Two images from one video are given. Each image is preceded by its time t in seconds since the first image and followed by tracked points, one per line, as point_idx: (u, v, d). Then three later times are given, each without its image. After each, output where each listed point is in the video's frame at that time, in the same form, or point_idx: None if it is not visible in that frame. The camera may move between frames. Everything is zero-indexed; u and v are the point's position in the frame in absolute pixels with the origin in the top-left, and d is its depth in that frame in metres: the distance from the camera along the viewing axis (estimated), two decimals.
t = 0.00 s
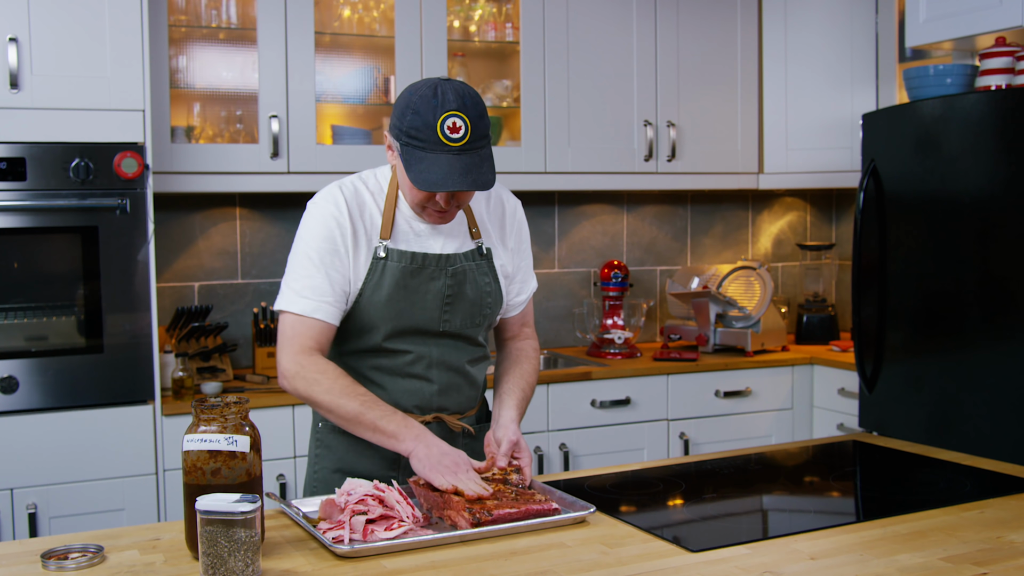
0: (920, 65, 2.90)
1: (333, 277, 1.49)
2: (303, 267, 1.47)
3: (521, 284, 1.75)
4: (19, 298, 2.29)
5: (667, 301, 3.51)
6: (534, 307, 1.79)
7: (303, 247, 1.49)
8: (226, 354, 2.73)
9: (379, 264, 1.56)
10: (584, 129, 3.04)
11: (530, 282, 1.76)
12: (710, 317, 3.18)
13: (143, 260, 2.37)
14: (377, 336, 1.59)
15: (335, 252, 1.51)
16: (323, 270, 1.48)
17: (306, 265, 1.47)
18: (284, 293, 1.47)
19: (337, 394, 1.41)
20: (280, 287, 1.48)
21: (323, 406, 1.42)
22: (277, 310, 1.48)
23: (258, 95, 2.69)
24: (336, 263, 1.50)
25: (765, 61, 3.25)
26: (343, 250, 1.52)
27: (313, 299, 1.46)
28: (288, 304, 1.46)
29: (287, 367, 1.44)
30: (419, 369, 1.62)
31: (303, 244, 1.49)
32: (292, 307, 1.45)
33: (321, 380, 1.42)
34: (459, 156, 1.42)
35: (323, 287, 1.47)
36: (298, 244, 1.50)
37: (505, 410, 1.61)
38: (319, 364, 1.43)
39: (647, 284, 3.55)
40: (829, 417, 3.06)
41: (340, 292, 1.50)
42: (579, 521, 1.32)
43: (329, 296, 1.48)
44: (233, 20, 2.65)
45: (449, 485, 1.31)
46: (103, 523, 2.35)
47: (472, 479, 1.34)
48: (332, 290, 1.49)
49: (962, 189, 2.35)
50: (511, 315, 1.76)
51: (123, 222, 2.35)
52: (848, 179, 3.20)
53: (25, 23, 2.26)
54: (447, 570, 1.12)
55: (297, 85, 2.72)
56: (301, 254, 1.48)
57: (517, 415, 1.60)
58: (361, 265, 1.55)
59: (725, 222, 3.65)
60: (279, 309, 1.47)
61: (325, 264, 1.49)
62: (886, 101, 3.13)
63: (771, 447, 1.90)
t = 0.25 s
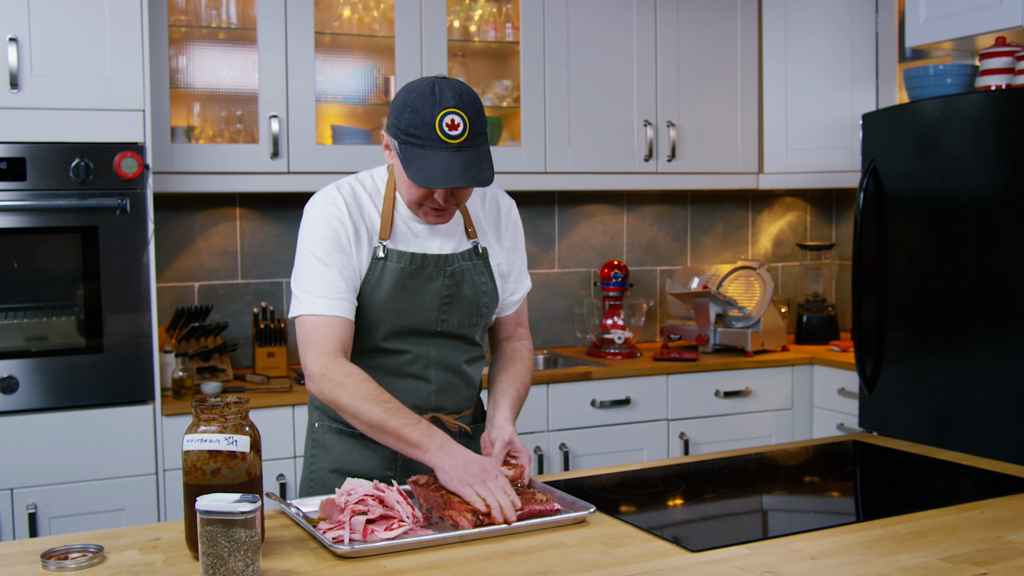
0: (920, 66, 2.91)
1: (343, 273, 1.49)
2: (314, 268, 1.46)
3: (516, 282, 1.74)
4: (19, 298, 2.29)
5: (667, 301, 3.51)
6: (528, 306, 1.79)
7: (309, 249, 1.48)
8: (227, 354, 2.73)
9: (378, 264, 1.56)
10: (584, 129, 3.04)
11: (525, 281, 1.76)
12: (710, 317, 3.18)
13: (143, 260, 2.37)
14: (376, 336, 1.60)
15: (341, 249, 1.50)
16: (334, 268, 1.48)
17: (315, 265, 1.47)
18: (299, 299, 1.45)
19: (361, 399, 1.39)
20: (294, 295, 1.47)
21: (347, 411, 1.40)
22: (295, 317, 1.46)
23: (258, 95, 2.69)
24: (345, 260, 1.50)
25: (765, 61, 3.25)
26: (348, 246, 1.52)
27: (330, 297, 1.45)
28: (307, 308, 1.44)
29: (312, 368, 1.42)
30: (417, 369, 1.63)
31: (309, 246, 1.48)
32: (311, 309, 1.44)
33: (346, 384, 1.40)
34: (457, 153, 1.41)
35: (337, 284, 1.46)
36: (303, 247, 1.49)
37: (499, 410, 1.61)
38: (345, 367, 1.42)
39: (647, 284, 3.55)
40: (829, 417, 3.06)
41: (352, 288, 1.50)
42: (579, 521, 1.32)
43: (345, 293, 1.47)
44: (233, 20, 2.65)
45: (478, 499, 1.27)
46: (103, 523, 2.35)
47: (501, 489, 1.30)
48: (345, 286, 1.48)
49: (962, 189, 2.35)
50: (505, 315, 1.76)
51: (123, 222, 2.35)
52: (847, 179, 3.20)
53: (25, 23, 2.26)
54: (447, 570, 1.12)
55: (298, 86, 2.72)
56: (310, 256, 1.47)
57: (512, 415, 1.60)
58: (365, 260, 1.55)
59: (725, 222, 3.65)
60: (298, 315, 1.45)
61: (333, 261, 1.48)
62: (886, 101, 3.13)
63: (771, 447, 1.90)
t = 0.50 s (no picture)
0: (920, 65, 2.91)
1: (334, 270, 1.49)
2: (306, 264, 1.47)
3: (512, 282, 1.74)
4: (19, 298, 2.29)
5: (667, 301, 3.51)
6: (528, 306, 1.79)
7: (303, 245, 1.48)
8: (227, 354, 2.73)
9: (375, 261, 1.56)
10: (584, 129, 3.04)
11: (522, 281, 1.76)
12: (710, 317, 3.18)
13: (143, 260, 2.37)
14: (372, 334, 1.59)
15: (334, 246, 1.51)
16: (326, 265, 1.48)
17: (306, 260, 1.47)
18: (290, 294, 1.46)
19: (345, 395, 1.39)
20: (285, 290, 1.47)
21: (331, 408, 1.39)
22: (285, 312, 1.46)
23: (258, 95, 2.69)
24: (337, 257, 1.50)
25: (765, 61, 3.25)
26: (341, 244, 1.52)
27: (320, 293, 1.45)
28: (296, 303, 1.45)
29: (297, 364, 1.42)
30: (413, 368, 1.62)
31: (302, 242, 1.49)
32: (300, 305, 1.44)
33: (330, 379, 1.39)
34: (463, 122, 1.41)
35: (328, 282, 1.46)
36: (297, 243, 1.49)
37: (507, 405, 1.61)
38: (329, 362, 1.41)
39: (647, 284, 3.56)
40: (829, 417, 3.06)
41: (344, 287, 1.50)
42: (579, 521, 1.32)
43: (336, 290, 1.47)
44: (233, 20, 2.65)
45: (462, 494, 1.28)
46: (103, 523, 2.35)
47: (487, 481, 1.30)
48: (337, 283, 1.48)
49: (962, 188, 2.35)
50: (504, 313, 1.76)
51: (123, 222, 2.35)
52: (848, 179, 3.20)
53: (25, 23, 2.26)
54: (447, 570, 1.12)
55: (298, 86, 2.72)
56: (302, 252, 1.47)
57: (520, 409, 1.59)
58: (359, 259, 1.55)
59: (725, 222, 3.65)
60: (288, 310, 1.45)
61: (326, 258, 1.49)
62: (886, 101, 3.13)
63: (770, 447, 1.90)
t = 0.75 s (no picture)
0: (920, 66, 2.91)
1: (336, 264, 1.50)
2: (307, 262, 1.47)
3: (507, 281, 1.74)
4: (19, 298, 2.29)
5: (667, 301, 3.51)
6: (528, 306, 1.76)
7: (302, 243, 1.48)
8: (227, 353, 2.73)
9: (370, 257, 1.56)
10: (584, 129, 3.04)
11: (518, 284, 1.75)
12: (710, 317, 3.18)
13: (144, 260, 2.37)
14: (367, 332, 1.60)
15: (333, 243, 1.51)
16: (327, 260, 1.48)
17: (310, 258, 1.47)
18: (295, 294, 1.46)
19: (359, 393, 1.37)
20: (289, 290, 1.47)
21: (345, 406, 1.38)
22: (291, 311, 1.46)
23: (258, 95, 2.69)
24: (338, 253, 1.51)
25: (765, 61, 3.25)
26: (341, 239, 1.53)
27: (326, 288, 1.45)
28: (303, 301, 1.44)
29: (311, 362, 1.41)
30: (408, 367, 1.63)
31: (302, 240, 1.49)
32: (306, 302, 1.44)
33: (343, 377, 1.38)
34: (444, 92, 1.43)
35: (333, 276, 1.47)
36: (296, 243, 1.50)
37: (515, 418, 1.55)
38: (341, 359, 1.40)
39: (647, 284, 3.56)
40: (829, 417, 3.06)
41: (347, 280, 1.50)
42: (579, 521, 1.32)
43: (340, 285, 1.47)
44: (233, 20, 2.65)
45: (478, 499, 1.26)
46: (103, 523, 2.35)
47: (504, 486, 1.28)
48: (341, 277, 1.49)
49: (961, 186, 2.35)
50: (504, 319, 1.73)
51: (123, 222, 2.35)
52: (848, 179, 3.20)
53: (25, 23, 2.26)
54: (447, 570, 1.12)
55: (298, 86, 2.72)
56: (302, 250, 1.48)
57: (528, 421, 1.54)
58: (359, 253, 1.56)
59: (725, 222, 3.65)
60: (295, 309, 1.45)
61: (327, 254, 1.49)
62: (886, 101, 3.13)
63: (770, 447, 1.90)
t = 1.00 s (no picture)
0: (920, 66, 2.91)
1: (330, 262, 1.50)
2: (301, 261, 1.47)
3: (507, 281, 1.73)
4: (19, 298, 2.29)
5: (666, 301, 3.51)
6: (528, 306, 1.75)
7: (297, 242, 1.49)
8: (227, 353, 2.73)
9: (366, 257, 1.57)
10: (584, 129, 3.04)
11: (518, 283, 1.75)
12: (710, 317, 3.18)
13: (144, 260, 2.37)
14: (362, 332, 1.60)
15: (327, 242, 1.51)
16: (320, 260, 1.48)
17: (303, 257, 1.47)
18: (287, 292, 1.46)
19: (350, 387, 1.37)
20: (282, 288, 1.47)
21: (338, 401, 1.38)
22: (283, 309, 1.46)
23: (258, 95, 2.69)
24: (332, 252, 1.51)
25: (765, 61, 3.25)
26: (336, 238, 1.53)
27: (319, 288, 1.45)
28: (295, 300, 1.44)
29: (301, 361, 1.40)
30: (403, 368, 1.63)
31: (296, 239, 1.49)
32: (298, 301, 1.44)
33: (333, 372, 1.38)
34: (437, 95, 1.42)
35: (325, 276, 1.47)
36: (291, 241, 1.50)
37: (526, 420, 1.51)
38: (331, 355, 1.40)
39: (647, 284, 3.56)
40: (829, 417, 3.06)
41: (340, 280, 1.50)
42: (579, 521, 1.32)
43: (333, 284, 1.47)
44: (233, 20, 2.65)
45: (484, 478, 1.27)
46: (102, 523, 2.35)
47: (508, 461, 1.29)
48: (334, 277, 1.49)
49: (960, 186, 2.35)
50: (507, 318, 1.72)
51: (123, 222, 2.35)
52: (848, 179, 3.20)
53: (25, 23, 2.26)
54: (447, 570, 1.12)
55: (297, 86, 2.72)
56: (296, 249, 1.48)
57: (540, 424, 1.50)
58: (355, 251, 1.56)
59: (725, 222, 3.65)
60: (286, 308, 1.45)
61: (320, 253, 1.49)
62: (886, 101, 3.13)
63: (770, 447, 1.90)
